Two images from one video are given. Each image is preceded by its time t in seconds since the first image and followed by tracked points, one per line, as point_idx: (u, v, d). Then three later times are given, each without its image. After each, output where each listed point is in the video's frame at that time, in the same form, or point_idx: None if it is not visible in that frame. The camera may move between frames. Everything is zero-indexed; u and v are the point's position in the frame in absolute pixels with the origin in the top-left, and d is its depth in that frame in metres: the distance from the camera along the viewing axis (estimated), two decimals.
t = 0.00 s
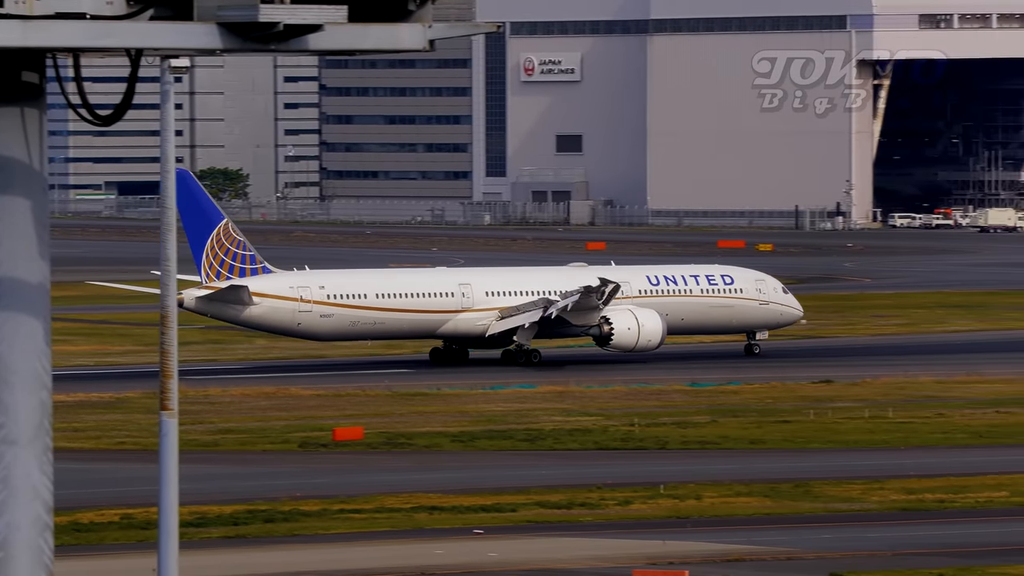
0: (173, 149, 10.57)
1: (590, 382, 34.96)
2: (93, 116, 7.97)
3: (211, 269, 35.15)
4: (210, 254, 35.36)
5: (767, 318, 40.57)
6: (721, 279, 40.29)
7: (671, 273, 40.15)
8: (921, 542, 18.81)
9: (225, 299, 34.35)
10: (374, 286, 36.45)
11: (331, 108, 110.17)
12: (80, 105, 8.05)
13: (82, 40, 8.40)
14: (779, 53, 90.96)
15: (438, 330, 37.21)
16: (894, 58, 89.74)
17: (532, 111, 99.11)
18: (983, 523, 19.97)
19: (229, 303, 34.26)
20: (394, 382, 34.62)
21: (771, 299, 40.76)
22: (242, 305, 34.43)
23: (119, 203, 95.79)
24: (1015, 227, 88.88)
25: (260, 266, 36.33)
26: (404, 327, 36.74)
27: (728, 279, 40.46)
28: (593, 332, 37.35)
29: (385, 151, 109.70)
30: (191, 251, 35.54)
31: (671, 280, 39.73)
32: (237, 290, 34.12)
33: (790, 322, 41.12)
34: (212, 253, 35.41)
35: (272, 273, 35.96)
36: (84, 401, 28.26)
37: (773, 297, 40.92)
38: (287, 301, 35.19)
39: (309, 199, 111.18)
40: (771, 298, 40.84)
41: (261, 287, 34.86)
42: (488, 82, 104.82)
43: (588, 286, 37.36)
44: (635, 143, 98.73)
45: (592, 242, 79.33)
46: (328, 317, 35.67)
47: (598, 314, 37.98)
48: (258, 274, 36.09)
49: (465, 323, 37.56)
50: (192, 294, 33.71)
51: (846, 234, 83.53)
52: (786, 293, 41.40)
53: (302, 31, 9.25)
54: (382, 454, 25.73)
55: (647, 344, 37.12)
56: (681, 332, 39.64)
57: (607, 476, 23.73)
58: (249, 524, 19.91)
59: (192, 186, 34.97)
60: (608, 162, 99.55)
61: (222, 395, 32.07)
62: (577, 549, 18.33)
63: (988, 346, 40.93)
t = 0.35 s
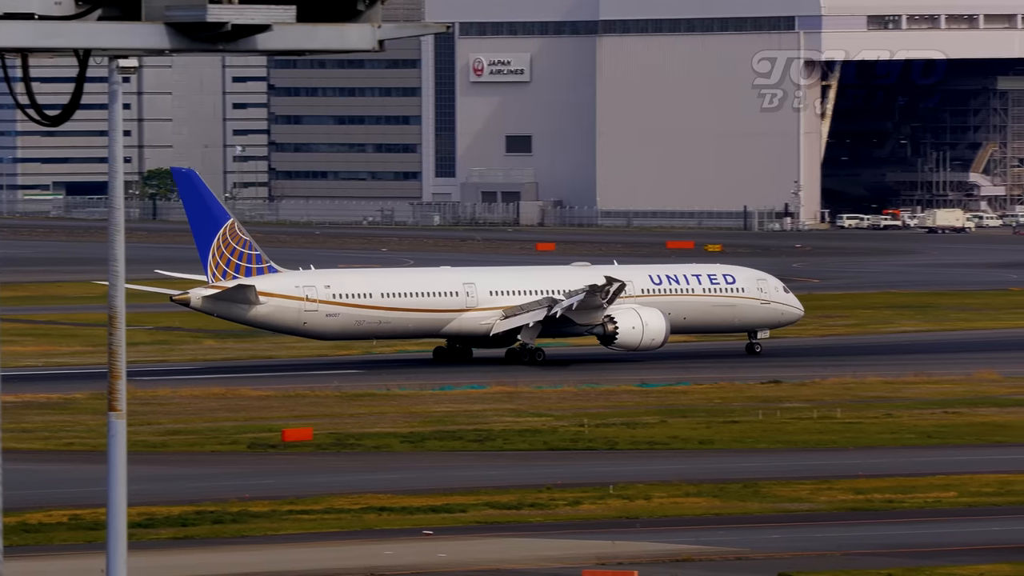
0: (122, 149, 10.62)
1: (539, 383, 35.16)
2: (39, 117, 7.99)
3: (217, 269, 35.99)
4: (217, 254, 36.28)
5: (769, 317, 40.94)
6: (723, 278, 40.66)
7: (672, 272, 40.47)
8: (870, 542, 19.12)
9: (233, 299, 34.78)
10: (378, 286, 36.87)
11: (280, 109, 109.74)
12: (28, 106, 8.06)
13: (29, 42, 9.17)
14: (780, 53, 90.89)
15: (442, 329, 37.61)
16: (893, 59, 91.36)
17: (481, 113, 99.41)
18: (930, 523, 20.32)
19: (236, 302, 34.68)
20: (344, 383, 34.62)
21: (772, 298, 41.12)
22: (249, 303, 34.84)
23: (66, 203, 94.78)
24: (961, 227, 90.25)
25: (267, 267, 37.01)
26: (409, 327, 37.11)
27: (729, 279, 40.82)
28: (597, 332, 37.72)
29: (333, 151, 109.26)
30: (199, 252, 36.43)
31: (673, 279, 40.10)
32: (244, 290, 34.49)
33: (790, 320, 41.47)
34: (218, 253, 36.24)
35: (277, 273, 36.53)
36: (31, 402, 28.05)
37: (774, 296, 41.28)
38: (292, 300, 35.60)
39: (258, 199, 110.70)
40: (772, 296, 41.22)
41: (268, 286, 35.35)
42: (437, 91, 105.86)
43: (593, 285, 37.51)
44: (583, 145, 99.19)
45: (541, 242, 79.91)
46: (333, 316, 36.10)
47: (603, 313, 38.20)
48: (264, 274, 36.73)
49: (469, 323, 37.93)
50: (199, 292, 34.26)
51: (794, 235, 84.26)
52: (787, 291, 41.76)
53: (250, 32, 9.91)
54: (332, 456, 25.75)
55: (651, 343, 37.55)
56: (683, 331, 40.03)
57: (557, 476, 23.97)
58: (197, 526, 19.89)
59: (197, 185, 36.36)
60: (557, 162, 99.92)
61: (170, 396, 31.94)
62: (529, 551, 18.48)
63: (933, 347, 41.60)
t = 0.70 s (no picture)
0: (75, 148, 10.64)
1: (493, 384, 35.36)
2: None
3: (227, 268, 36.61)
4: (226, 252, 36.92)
5: (772, 315, 41.76)
6: (727, 278, 41.45)
7: (675, 273, 41.24)
8: (822, 542, 19.44)
9: (241, 297, 35.40)
10: (387, 284, 37.45)
11: (235, 108, 108.48)
12: None
13: None
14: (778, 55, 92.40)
15: (449, 328, 38.20)
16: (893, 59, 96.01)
17: (434, 114, 99.53)
18: (881, 523, 20.70)
19: (244, 301, 35.30)
20: (297, 384, 34.63)
21: (775, 298, 41.97)
22: (257, 302, 35.50)
23: (18, 203, 93.99)
24: (913, 228, 91.45)
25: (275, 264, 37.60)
26: (416, 325, 37.71)
27: (733, 278, 41.61)
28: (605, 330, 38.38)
29: (286, 152, 108.53)
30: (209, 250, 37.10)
31: (678, 279, 40.88)
32: (252, 286, 35.18)
33: (794, 319, 42.28)
34: (228, 250, 36.89)
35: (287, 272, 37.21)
36: None
37: (778, 296, 42.12)
38: (302, 298, 36.21)
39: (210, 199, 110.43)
40: (776, 296, 42.07)
41: (277, 285, 35.92)
42: (390, 93, 107.75)
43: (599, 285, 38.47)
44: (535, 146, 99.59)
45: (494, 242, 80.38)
46: (342, 314, 36.70)
47: (609, 312, 39.13)
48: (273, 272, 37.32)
49: (476, 322, 38.64)
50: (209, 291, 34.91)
51: (747, 235, 84.93)
52: (791, 291, 42.62)
53: (203, 32, 10.13)
54: (285, 457, 25.77)
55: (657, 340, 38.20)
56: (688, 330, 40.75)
57: (510, 476, 24.16)
58: (149, 527, 19.84)
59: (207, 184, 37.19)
60: (509, 163, 100.14)
61: (125, 397, 31.86)
62: (486, 552, 18.64)
63: (883, 347, 42.29)
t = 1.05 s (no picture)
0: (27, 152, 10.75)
1: (446, 384, 35.56)
2: None
3: (236, 266, 38.50)
4: (235, 251, 38.82)
5: (775, 314, 42.56)
6: (730, 277, 42.30)
7: (681, 272, 42.15)
8: (771, 543, 19.78)
9: (249, 296, 36.66)
10: (393, 283, 38.57)
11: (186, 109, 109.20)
12: None
13: None
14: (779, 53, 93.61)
15: (454, 326, 39.16)
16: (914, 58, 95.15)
17: (387, 114, 99.57)
18: (832, 523, 21.10)
19: (253, 299, 36.55)
20: (250, 384, 34.64)
21: (778, 297, 42.79)
22: (264, 300, 36.75)
23: None
24: (865, 229, 92.51)
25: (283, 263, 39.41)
26: (422, 324, 38.78)
27: (736, 278, 42.47)
28: (608, 328, 39.15)
29: (240, 152, 108.11)
30: (218, 249, 38.97)
31: (681, 278, 41.72)
32: (261, 285, 36.40)
33: (797, 318, 43.04)
34: (236, 249, 38.76)
35: (293, 271, 38.52)
36: None
37: (780, 294, 42.93)
38: (309, 296, 37.41)
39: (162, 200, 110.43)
40: (778, 295, 42.89)
41: (285, 284, 37.14)
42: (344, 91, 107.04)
43: (606, 283, 39.52)
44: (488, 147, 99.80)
45: (448, 242, 80.62)
46: (348, 312, 37.86)
47: (614, 312, 40.06)
48: (280, 270, 38.98)
49: (481, 321, 39.50)
50: (218, 289, 36.36)
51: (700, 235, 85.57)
52: (793, 290, 43.47)
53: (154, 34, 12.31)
54: (237, 457, 25.82)
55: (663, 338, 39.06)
56: (692, 328, 41.57)
57: (463, 477, 24.32)
58: (101, 527, 19.86)
59: (216, 186, 39.29)
60: (462, 163, 100.17)
61: (76, 397, 31.74)
62: (443, 552, 18.87)
63: (837, 347, 42.90)
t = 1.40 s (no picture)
0: None
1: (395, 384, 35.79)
2: None
3: (237, 265, 40.46)
4: (236, 251, 40.87)
5: (771, 312, 43.63)
6: (727, 276, 43.50)
7: (679, 271, 43.35)
8: (714, 542, 20.24)
9: (252, 296, 38.40)
10: (394, 282, 39.99)
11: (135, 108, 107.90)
12: None
13: None
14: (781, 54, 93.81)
15: (454, 324, 40.45)
16: (897, 61, 93.84)
17: (337, 115, 99.34)
18: (776, 522, 21.60)
19: (254, 298, 38.30)
20: (200, 385, 34.73)
21: (774, 296, 43.90)
22: (266, 299, 38.49)
23: None
24: (813, 229, 93.14)
25: (285, 262, 41.14)
26: (422, 322, 40.10)
27: (733, 277, 43.67)
28: (607, 327, 39.92)
29: (187, 152, 107.70)
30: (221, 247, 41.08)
31: (679, 277, 42.95)
32: (261, 286, 38.10)
33: (794, 317, 44.13)
34: (238, 249, 40.82)
35: (293, 271, 40.10)
36: None
37: (777, 294, 44.05)
38: (309, 296, 39.04)
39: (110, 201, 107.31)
40: (774, 294, 44.02)
41: (285, 284, 38.81)
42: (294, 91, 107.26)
43: (606, 284, 40.63)
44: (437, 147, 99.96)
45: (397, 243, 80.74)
46: (348, 311, 39.39)
47: (612, 312, 41.13)
48: (281, 269, 40.78)
49: (481, 320, 40.56)
50: (219, 289, 38.14)
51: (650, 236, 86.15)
52: (790, 289, 44.58)
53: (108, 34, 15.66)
54: (185, 458, 25.93)
55: (660, 341, 40.05)
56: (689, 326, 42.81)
57: (413, 477, 24.55)
58: (52, 528, 19.97)
59: (219, 185, 41.29)
60: (413, 163, 100.27)
61: (23, 398, 31.69)
62: (394, 552, 19.16)
63: (786, 346, 43.50)
